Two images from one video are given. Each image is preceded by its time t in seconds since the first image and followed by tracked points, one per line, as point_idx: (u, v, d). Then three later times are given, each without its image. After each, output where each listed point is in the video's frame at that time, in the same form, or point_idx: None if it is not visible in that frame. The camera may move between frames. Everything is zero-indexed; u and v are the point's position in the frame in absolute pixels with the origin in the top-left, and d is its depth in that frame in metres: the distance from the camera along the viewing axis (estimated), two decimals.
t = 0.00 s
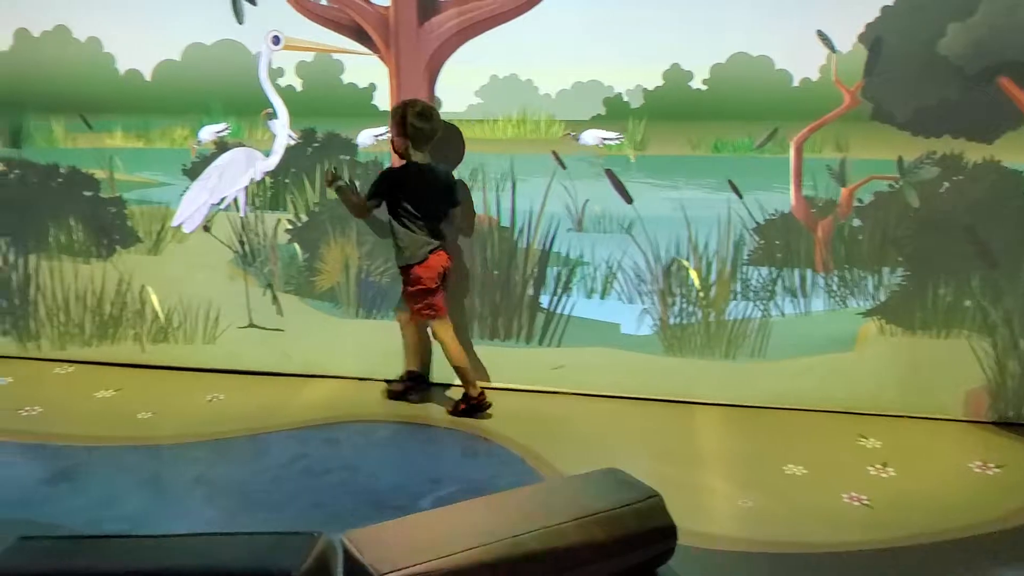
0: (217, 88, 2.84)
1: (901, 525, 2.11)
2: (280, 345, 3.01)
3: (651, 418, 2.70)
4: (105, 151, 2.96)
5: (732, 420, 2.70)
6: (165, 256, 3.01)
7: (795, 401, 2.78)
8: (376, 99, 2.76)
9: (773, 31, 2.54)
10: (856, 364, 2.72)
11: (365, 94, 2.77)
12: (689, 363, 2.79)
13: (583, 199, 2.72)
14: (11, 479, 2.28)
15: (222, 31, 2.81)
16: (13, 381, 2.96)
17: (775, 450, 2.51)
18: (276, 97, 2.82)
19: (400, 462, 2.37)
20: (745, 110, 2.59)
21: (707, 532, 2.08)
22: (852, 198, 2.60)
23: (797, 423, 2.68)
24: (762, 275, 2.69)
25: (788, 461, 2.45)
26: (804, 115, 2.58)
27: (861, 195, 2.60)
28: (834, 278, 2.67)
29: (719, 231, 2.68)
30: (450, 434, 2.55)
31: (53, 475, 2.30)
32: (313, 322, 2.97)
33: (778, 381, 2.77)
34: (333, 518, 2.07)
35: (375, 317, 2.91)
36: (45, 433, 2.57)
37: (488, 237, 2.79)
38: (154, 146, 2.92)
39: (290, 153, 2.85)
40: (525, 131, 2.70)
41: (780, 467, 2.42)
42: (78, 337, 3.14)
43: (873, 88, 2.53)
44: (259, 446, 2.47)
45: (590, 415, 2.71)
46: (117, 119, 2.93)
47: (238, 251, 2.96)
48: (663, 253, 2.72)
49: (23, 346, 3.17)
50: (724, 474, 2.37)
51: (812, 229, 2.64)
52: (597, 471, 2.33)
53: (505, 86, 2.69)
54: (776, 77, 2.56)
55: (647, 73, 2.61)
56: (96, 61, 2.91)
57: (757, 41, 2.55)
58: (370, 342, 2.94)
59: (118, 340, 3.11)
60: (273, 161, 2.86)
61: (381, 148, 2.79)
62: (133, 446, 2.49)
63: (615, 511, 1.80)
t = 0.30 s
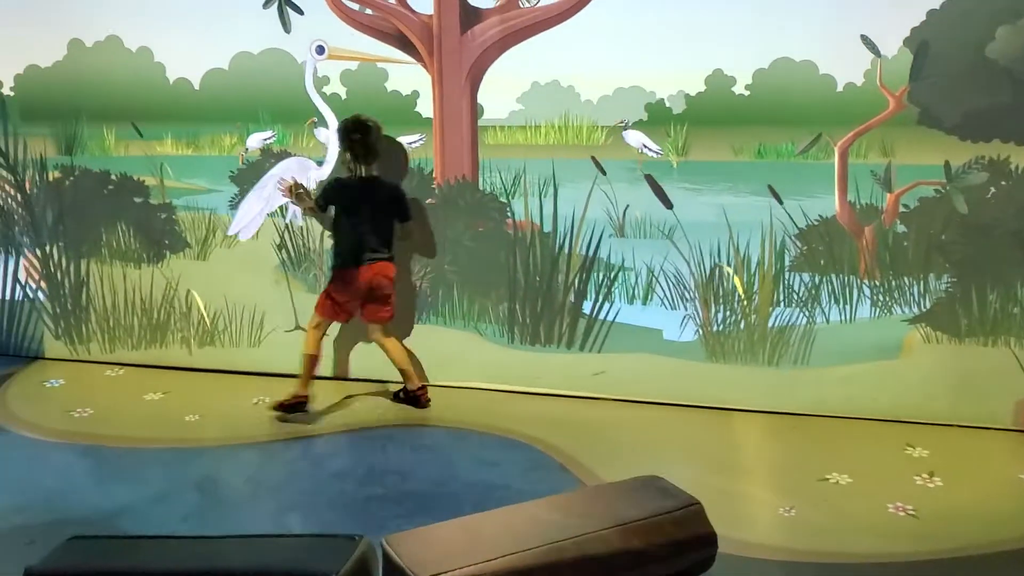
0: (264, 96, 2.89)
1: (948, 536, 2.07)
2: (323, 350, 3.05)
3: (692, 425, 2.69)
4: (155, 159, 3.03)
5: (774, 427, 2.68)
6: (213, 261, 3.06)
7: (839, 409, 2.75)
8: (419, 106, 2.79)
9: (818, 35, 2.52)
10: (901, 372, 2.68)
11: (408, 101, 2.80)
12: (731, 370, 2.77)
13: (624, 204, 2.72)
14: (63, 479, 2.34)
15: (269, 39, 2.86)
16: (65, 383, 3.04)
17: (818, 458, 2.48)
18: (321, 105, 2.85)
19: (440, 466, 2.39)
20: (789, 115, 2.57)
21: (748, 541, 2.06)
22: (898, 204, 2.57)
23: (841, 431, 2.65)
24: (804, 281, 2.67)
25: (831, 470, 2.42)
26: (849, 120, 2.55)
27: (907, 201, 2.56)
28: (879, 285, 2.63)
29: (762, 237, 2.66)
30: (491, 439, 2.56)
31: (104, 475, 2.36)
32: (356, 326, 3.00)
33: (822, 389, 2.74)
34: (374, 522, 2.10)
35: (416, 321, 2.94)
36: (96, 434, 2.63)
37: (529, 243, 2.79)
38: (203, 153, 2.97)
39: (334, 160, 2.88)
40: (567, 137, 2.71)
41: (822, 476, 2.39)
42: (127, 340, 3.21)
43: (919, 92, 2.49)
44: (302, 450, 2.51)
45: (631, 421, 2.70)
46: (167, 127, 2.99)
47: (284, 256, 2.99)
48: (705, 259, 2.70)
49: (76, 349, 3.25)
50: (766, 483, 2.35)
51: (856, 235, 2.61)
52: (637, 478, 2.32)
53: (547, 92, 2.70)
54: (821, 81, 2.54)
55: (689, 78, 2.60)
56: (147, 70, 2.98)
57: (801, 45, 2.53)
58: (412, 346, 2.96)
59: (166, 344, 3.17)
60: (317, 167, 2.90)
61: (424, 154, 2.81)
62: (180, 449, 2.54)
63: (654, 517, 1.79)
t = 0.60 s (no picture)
0: (293, 98, 2.91)
1: (980, 543, 2.05)
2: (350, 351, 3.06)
3: (720, 428, 2.68)
4: (187, 160, 3.05)
5: (803, 432, 2.66)
6: (242, 262, 3.06)
7: (869, 414, 2.72)
8: (448, 108, 2.79)
9: (850, 36, 2.49)
10: (933, 377, 2.65)
11: (438, 102, 2.80)
12: (759, 374, 2.76)
13: (651, 206, 2.71)
14: (95, 478, 2.36)
15: (299, 41, 2.87)
16: (96, 382, 3.07)
17: (847, 463, 2.46)
18: (351, 106, 2.86)
19: (467, 468, 2.39)
20: (821, 117, 2.55)
21: (777, 546, 2.05)
22: (930, 207, 2.54)
23: (871, 436, 2.62)
24: (834, 285, 2.65)
25: (861, 475, 2.40)
26: (881, 122, 2.53)
27: (939, 204, 2.54)
28: (910, 288, 2.61)
29: (793, 240, 2.64)
30: (517, 441, 2.56)
31: (134, 474, 2.38)
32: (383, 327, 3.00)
33: (852, 394, 2.71)
34: (401, 523, 2.10)
35: (443, 323, 2.94)
36: (127, 433, 2.66)
37: (557, 245, 2.79)
38: (233, 155, 2.99)
39: (363, 162, 2.89)
40: (596, 138, 2.70)
41: (852, 481, 2.37)
42: (157, 340, 3.23)
43: (953, 94, 2.47)
44: (330, 450, 2.52)
45: (658, 424, 2.69)
46: (198, 129, 3.02)
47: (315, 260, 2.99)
48: (735, 261, 2.69)
49: (107, 347, 3.28)
50: (795, 487, 2.33)
51: (887, 239, 2.58)
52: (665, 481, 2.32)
53: (576, 94, 2.70)
54: (853, 83, 2.52)
55: (719, 80, 2.59)
56: (178, 72, 3.01)
57: (833, 47, 2.51)
58: (438, 349, 2.97)
59: (195, 344, 3.19)
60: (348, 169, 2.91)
61: (451, 155, 2.82)
62: (210, 448, 2.56)
63: (680, 521, 1.78)
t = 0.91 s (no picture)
0: (312, 99, 2.90)
1: (1005, 551, 2.03)
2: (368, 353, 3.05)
3: (740, 433, 2.66)
4: (206, 161, 3.05)
5: (823, 437, 2.64)
6: (260, 264, 3.06)
7: (890, 420, 2.70)
8: (469, 110, 2.79)
9: (875, 40, 2.48)
10: (954, 383, 2.63)
11: (458, 104, 2.80)
12: (779, 379, 2.74)
13: (672, 210, 2.70)
14: (113, 479, 2.35)
15: (319, 42, 2.87)
16: (113, 383, 3.07)
17: (869, 469, 2.44)
18: (371, 108, 2.86)
19: (486, 471, 2.38)
20: (844, 121, 2.54)
21: (800, 552, 2.03)
22: (953, 213, 2.53)
23: (891, 442, 2.61)
24: (856, 291, 2.63)
25: (882, 481, 2.38)
26: (905, 127, 2.51)
27: (962, 209, 2.52)
28: (933, 294, 2.59)
29: (815, 245, 2.63)
30: (536, 445, 2.55)
31: (153, 475, 2.38)
32: (401, 329, 3.00)
33: (873, 400, 2.69)
34: (421, 526, 2.09)
35: (462, 326, 2.93)
36: (145, 433, 2.65)
37: (577, 248, 2.78)
38: (251, 156, 2.99)
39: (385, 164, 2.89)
40: (617, 142, 2.69)
41: (873, 487, 2.35)
42: (174, 341, 3.23)
43: (976, 99, 2.45)
44: (348, 453, 2.51)
45: (678, 428, 2.68)
46: (217, 130, 3.01)
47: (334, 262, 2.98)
48: (757, 266, 2.68)
49: (124, 348, 3.28)
50: (816, 493, 2.32)
51: (909, 244, 2.57)
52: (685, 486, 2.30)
53: (597, 97, 2.69)
54: (877, 88, 2.50)
55: (741, 84, 2.58)
56: (198, 72, 3.00)
57: (857, 50, 2.49)
58: (457, 352, 2.96)
59: (212, 345, 3.18)
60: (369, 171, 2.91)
61: (472, 157, 2.81)
62: (228, 449, 2.55)
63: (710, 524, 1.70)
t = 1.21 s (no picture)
0: (328, 103, 2.87)
1: None
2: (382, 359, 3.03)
3: (758, 441, 2.64)
4: (220, 165, 3.03)
5: (842, 446, 2.61)
6: (274, 269, 3.04)
7: (910, 429, 2.67)
8: (486, 115, 2.77)
9: (897, 45, 2.45)
10: (975, 392, 2.60)
11: (475, 109, 2.78)
12: (798, 387, 2.72)
13: (690, 217, 2.68)
14: (127, 486, 2.33)
15: (334, 47, 2.85)
16: (125, 388, 3.05)
17: (890, 478, 2.42)
18: (387, 113, 2.84)
19: (503, 479, 2.36)
20: (865, 127, 2.51)
21: (823, 563, 2.00)
22: (974, 220, 2.51)
23: (912, 451, 2.58)
24: (877, 298, 2.61)
25: (904, 490, 2.35)
26: (926, 133, 2.48)
27: (984, 217, 2.50)
28: (954, 302, 2.57)
29: (836, 252, 2.60)
30: (553, 453, 2.53)
31: (167, 482, 2.35)
32: (416, 335, 2.98)
33: (893, 408, 2.66)
34: (439, 535, 2.06)
35: (478, 332, 2.91)
36: (159, 439, 2.63)
37: (594, 254, 2.76)
38: (266, 160, 2.97)
39: (401, 168, 2.86)
40: (635, 147, 2.67)
41: (895, 497, 2.32)
42: (186, 346, 3.21)
43: (998, 105, 2.43)
44: (363, 460, 2.48)
45: (695, 436, 2.65)
46: (231, 134, 3.00)
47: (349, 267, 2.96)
48: (777, 272, 2.65)
49: (136, 353, 3.27)
50: (838, 503, 2.29)
51: (930, 251, 2.54)
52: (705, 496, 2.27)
53: (616, 102, 2.67)
54: (898, 93, 2.48)
55: (761, 90, 2.55)
56: (212, 76, 2.98)
57: (878, 57, 2.47)
58: (472, 358, 2.94)
59: (225, 350, 3.16)
60: (385, 176, 2.88)
61: (489, 163, 2.79)
62: (242, 455, 2.53)
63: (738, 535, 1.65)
